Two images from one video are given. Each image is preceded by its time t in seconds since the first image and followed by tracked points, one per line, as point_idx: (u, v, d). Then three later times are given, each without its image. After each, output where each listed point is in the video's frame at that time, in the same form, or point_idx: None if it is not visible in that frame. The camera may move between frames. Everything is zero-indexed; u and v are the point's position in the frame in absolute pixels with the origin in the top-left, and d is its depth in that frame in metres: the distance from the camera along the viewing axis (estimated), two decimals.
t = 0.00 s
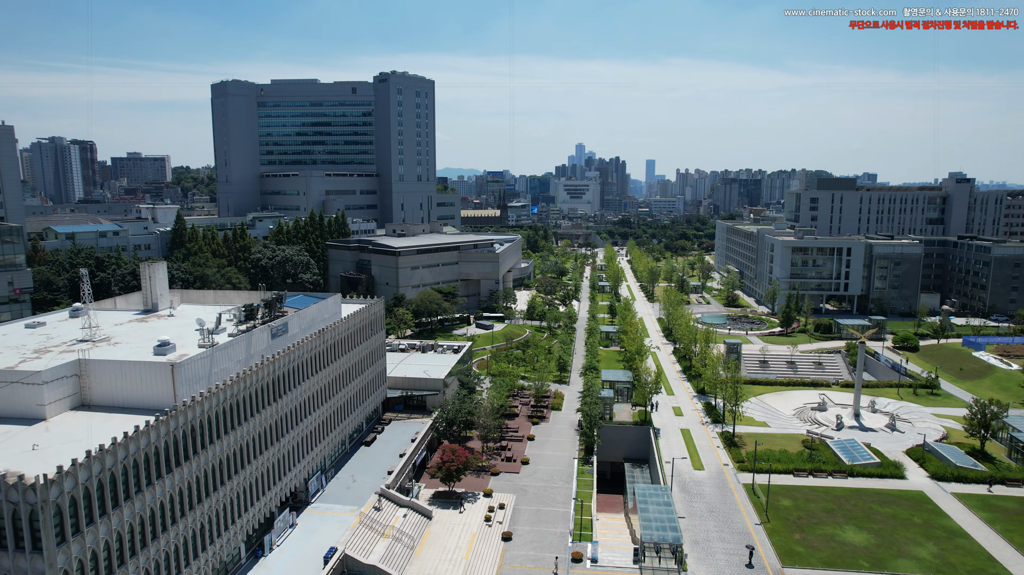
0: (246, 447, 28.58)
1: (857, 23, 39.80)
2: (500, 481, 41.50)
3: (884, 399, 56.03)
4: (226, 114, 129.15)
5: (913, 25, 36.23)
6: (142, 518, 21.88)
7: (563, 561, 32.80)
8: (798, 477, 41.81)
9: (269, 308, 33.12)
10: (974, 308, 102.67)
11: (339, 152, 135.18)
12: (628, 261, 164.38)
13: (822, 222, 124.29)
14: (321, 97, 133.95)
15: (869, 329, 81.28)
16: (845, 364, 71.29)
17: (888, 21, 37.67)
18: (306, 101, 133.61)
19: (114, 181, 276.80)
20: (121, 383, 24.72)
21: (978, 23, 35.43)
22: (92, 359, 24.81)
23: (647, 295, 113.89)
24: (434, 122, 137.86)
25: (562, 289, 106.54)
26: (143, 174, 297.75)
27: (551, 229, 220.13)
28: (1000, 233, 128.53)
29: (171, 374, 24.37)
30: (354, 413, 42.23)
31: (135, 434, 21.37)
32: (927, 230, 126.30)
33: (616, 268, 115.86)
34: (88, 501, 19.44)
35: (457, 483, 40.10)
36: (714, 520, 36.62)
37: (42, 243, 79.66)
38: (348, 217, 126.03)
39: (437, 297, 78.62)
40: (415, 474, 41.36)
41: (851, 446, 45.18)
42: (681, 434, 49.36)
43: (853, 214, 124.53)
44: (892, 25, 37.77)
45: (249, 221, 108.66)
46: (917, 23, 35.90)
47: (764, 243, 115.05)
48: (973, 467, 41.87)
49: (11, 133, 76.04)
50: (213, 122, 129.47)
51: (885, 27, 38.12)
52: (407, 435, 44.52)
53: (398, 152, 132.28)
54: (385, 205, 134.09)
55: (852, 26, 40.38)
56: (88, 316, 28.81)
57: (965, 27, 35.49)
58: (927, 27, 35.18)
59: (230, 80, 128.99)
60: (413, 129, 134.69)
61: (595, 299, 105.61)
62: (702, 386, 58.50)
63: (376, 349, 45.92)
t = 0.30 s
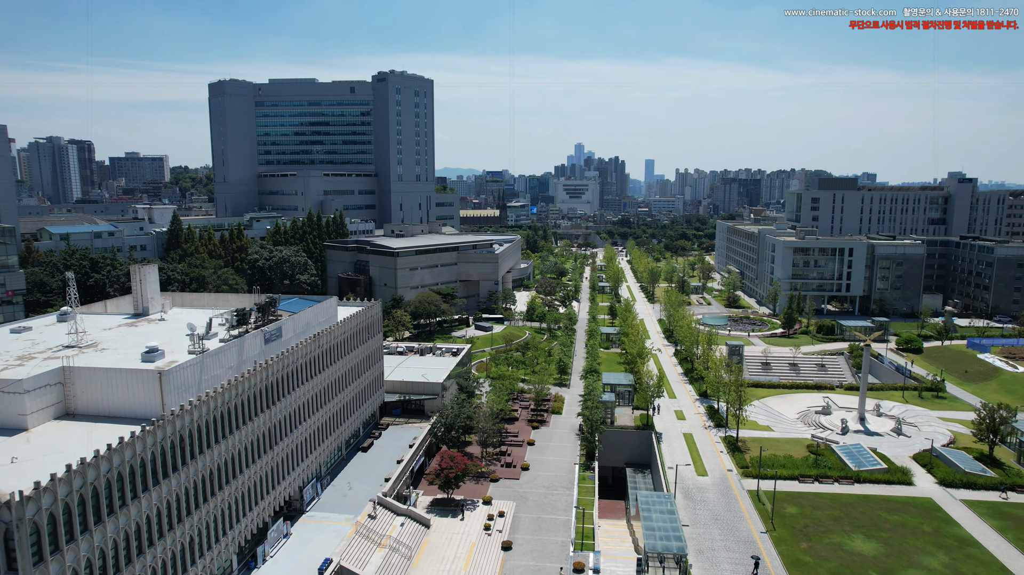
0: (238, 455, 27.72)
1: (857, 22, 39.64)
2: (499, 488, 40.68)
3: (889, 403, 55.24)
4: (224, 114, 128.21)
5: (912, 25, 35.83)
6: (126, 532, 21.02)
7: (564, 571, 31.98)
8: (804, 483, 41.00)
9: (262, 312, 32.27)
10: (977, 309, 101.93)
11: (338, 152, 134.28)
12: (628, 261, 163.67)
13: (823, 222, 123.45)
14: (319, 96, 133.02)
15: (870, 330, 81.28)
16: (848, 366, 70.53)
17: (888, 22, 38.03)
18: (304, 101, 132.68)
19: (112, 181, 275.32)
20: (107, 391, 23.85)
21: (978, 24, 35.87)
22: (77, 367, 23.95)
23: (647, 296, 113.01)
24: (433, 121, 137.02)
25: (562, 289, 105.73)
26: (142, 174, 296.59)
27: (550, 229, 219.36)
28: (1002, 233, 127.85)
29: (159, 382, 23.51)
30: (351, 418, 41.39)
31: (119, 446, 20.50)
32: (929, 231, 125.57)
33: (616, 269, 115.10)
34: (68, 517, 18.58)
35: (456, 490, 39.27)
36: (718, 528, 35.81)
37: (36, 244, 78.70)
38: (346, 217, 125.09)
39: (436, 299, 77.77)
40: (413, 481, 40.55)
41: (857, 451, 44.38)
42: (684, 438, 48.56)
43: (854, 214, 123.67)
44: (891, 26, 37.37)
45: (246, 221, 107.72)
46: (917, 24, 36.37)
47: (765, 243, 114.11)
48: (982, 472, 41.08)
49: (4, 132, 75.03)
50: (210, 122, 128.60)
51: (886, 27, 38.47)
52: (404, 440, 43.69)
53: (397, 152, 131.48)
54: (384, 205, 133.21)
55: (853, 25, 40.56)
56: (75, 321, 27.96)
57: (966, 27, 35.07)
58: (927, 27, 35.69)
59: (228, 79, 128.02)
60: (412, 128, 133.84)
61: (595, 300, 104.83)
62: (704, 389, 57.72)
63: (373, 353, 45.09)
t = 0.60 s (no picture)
0: (229, 464, 26.80)
1: (856, 22, 37.12)
2: (498, 495, 39.84)
3: (893, 406, 54.49)
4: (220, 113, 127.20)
5: (913, 25, 35.24)
6: (109, 547, 20.08)
7: None
8: (808, 489, 40.20)
9: (253, 316, 31.38)
10: (978, 309, 101.32)
11: (334, 151, 133.26)
12: (627, 261, 162.95)
13: (823, 222, 122.70)
14: (316, 95, 131.96)
15: (872, 331, 80.50)
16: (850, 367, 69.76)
17: (888, 21, 35.88)
18: (301, 100, 131.65)
19: (108, 181, 273.66)
20: (90, 400, 22.95)
21: (979, 23, 34.11)
22: (59, 375, 23.06)
23: (647, 297, 112.18)
24: (431, 121, 136.05)
25: (560, 290, 104.91)
26: (138, 174, 295.00)
27: (548, 229, 218.56)
28: (1002, 233, 127.27)
29: (144, 391, 22.61)
30: (346, 423, 40.53)
31: (100, 458, 19.56)
32: (929, 231, 124.93)
33: (615, 269, 114.27)
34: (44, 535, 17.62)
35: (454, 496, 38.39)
36: (722, 536, 35.00)
37: (27, 245, 77.68)
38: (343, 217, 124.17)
39: (433, 300, 76.94)
40: (410, 488, 39.67)
41: (862, 456, 43.60)
42: (685, 443, 47.74)
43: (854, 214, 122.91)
44: (891, 25, 35.60)
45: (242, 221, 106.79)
46: (917, 23, 34.24)
47: (765, 243, 113.35)
48: (990, 478, 40.33)
49: None
50: (206, 121, 127.62)
51: (885, 27, 36.32)
52: (401, 445, 42.81)
53: (394, 152, 130.59)
54: (381, 205, 132.27)
55: (852, 27, 38.38)
56: (59, 326, 27.05)
57: (967, 27, 34.51)
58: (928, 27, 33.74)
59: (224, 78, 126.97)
60: (409, 128, 132.88)
61: (594, 301, 104.05)
62: (705, 392, 56.91)
63: (369, 356, 44.22)
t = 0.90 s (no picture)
0: (218, 473, 25.80)
1: (857, 23, 37.42)
2: (495, 502, 38.97)
3: (895, 408, 53.82)
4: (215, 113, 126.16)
5: (912, 25, 34.71)
6: (91, 563, 18.99)
7: None
8: (811, 495, 39.42)
9: (243, 320, 30.49)
10: (977, 310, 100.86)
11: (330, 151, 132.19)
12: (624, 261, 162.28)
13: (822, 222, 122.14)
14: (312, 95, 130.90)
15: (872, 332, 80.12)
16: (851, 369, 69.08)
17: (889, 22, 36.32)
18: (297, 99, 130.60)
19: (103, 181, 271.51)
20: (71, 409, 22.02)
21: (980, 23, 34.28)
22: (37, 383, 22.15)
23: (645, 297, 111.46)
24: (428, 121, 135.11)
25: (558, 290, 104.18)
26: (134, 173, 293.12)
27: (546, 229, 217.83)
28: (1001, 234, 126.95)
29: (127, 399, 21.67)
30: (340, 429, 39.55)
31: (81, 470, 18.51)
32: (928, 231, 124.45)
33: (613, 269, 113.52)
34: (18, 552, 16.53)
35: (450, 504, 37.52)
36: (724, 544, 34.22)
37: (17, 245, 76.60)
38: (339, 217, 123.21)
39: (430, 302, 76.06)
40: (405, 494, 38.79)
41: (865, 460, 42.88)
42: (686, 447, 46.96)
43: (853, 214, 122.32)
44: (891, 26, 35.81)
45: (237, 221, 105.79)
46: (917, 23, 34.61)
47: (763, 243, 112.76)
48: (995, 483, 39.64)
49: None
50: (202, 121, 126.61)
51: (886, 27, 36.80)
52: (396, 450, 41.93)
53: (391, 151, 129.71)
54: (377, 205, 131.33)
55: (851, 26, 38.81)
56: (40, 331, 26.09)
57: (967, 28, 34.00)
58: (927, 27, 34.14)
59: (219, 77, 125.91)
60: (405, 127, 131.94)
61: (592, 302, 103.33)
62: (705, 395, 56.20)
63: (363, 361, 43.27)
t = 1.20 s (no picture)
0: (205, 483, 24.84)
1: (856, 23, 37.28)
2: (492, 509, 38.07)
3: (898, 411, 53.14)
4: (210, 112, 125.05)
5: (913, 25, 34.65)
6: None
7: None
8: (815, 500, 38.64)
9: (231, 324, 29.57)
10: (976, 310, 100.33)
11: (326, 151, 131.13)
12: (622, 261, 161.58)
13: (821, 222, 121.48)
14: (307, 94, 129.78)
15: (873, 333, 79.88)
16: (852, 370, 68.37)
17: (889, 22, 36.22)
18: (292, 99, 129.50)
19: (98, 180, 269.45)
20: (49, 418, 21.12)
21: (980, 23, 34.04)
22: (14, 391, 21.25)
23: (643, 298, 110.67)
24: (424, 120, 134.12)
25: (556, 291, 103.34)
26: (129, 173, 291.32)
27: (543, 229, 217.15)
28: (1000, 233, 126.55)
29: (107, 409, 20.76)
30: (333, 434, 38.63)
31: (55, 485, 17.57)
32: (927, 231, 123.95)
33: (611, 270, 112.68)
34: None
35: (446, 511, 36.62)
36: (727, 552, 33.40)
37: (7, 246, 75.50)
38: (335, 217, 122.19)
39: (426, 302, 75.15)
40: (399, 502, 37.89)
41: (869, 465, 42.11)
42: (686, 451, 46.16)
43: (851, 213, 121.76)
44: (891, 26, 35.81)
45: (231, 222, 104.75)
46: (917, 23, 34.59)
47: (762, 243, 112.18)
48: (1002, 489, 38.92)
49: None
50: (196, 120, 125.54)
51: (886, 27, 36.66)
52: (391, 456, 41.02)
53: (387, 151, 128.78)
54: (373, 205, 130.36)
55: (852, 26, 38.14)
56: (21, 336, 25.25)
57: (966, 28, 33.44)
58: (927, 27, 34.02)
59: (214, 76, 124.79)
60: (402, 126, 130.89)
61: (590, 302, 102.64)
62: (705, 397, 55.44)
63: (358, 364, 42.32)
